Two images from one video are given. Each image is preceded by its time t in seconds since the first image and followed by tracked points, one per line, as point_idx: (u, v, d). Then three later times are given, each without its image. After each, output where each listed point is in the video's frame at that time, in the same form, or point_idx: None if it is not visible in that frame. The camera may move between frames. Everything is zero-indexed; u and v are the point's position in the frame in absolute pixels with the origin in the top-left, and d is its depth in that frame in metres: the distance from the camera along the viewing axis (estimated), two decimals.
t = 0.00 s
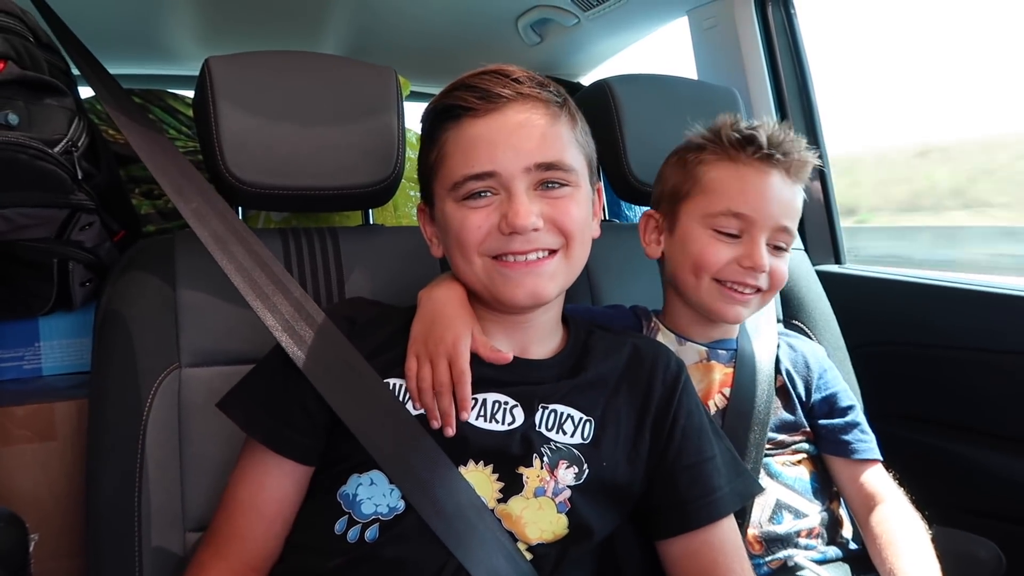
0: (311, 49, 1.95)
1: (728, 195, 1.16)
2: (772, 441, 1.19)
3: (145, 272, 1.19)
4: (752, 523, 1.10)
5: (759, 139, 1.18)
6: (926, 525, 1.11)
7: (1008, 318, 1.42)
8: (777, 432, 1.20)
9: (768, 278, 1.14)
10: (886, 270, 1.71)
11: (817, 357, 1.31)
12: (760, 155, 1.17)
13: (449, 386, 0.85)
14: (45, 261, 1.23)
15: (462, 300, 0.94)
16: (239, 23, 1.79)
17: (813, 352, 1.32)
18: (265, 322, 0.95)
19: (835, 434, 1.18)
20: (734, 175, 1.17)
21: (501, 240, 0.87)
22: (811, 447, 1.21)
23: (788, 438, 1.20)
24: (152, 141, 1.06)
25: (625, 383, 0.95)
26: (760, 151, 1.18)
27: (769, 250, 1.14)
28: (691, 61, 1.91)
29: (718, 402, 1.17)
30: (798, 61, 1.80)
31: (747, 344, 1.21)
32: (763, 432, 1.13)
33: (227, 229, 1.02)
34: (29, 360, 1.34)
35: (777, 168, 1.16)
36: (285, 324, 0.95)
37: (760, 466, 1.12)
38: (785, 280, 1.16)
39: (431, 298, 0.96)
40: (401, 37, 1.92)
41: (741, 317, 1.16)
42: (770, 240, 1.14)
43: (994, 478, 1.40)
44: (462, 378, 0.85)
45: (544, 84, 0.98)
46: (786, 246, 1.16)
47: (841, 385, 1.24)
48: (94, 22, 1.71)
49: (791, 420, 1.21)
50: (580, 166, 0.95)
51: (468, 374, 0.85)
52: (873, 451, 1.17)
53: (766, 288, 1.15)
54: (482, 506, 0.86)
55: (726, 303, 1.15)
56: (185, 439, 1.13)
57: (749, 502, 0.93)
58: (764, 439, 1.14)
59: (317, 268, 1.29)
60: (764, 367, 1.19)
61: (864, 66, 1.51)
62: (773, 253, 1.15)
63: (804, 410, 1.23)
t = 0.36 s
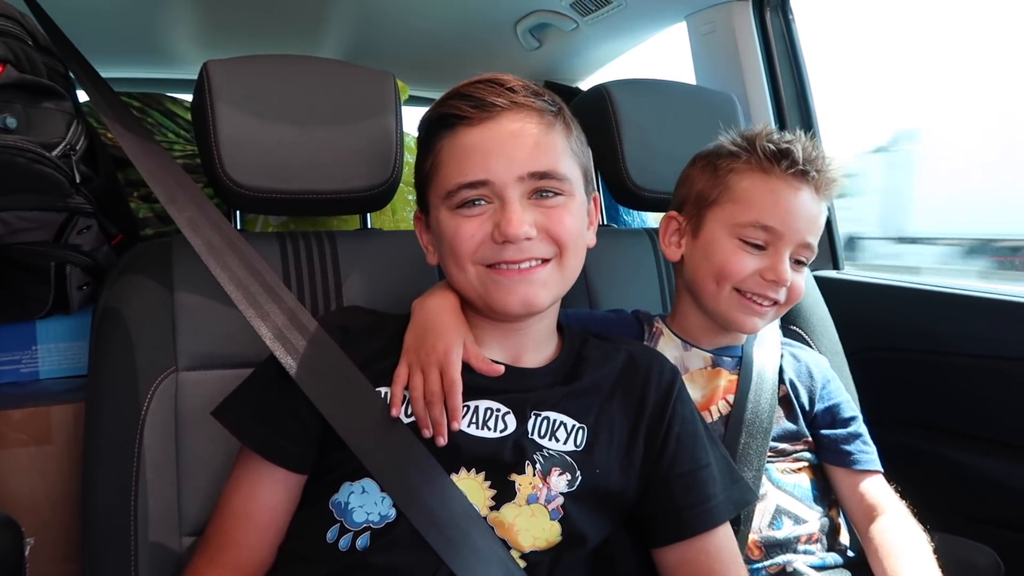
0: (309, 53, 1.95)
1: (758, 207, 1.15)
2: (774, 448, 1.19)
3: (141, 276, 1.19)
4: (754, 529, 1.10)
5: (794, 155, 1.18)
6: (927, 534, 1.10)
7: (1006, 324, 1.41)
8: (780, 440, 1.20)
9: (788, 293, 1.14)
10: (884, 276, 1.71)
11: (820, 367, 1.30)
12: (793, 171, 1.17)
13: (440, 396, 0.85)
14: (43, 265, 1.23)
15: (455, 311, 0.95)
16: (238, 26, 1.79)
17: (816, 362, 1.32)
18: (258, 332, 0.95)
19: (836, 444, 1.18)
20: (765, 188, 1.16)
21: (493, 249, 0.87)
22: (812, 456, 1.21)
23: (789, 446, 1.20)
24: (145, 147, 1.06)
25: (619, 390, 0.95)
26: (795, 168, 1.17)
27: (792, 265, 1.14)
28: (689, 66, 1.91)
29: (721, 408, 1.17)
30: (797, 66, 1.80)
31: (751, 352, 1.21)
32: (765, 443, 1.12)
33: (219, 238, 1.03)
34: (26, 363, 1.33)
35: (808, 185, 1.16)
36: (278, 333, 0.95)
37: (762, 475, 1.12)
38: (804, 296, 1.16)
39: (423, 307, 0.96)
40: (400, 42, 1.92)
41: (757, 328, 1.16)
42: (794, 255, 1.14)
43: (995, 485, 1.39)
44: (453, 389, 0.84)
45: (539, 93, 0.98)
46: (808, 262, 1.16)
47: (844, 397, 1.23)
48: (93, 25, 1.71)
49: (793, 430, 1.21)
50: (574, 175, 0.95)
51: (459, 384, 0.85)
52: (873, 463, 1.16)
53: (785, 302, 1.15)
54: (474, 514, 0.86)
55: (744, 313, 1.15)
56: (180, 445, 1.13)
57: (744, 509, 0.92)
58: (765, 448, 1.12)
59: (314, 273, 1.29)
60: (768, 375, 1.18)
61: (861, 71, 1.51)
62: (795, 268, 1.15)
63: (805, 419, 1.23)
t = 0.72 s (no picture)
0: (306, 53, 1.95)
1: (747, 208, 1.16)
2: (773, 442, 1.19)
3: (136, 275, 1.18)
4: (756, 520, 1.09)
5: (781, 155, 1.18)
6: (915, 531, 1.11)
7: (999, 328, 1.42)
8: (779, 434, 1.20)
9: (780, 292, 1.15)
10: (877, 279, 1.72)
11: (815, 368, 1.32)
12: (781, 171, 1.18)
13: (444, 387, 0.86)
14: (36, 262, 1.22)
15: (457, 305, 0.94)
16: (234, 25, 1.78)
17: (809, 361, 1.33)
18: (255, 329, 0.95)
19: (829, 439, 1.19)
20: (754, 189, 1.17)
21: (498, 248, 0.87)
22: (810, 451, 1.21)
23: (788, 441, 1.20)
24: (140, 142, 1.06)
25: (615, 391, 0.95)
26: (783, 168, 1.18)
27: (783, 263, 1.15)
28: (685, 70, 1.92)
29: (723, 401, 1.17)
30: (792, 71, 1.81)
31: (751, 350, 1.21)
32: (762, 446, 1.12)
33: (219, 234, 1.02)
34: (18, 361, 1.33)
35: (796, 185, 1.17)
36: (275, 330, 0.94)
37: (762, 471, 1.12)
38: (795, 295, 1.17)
39: (425, 301, 0.96)
40: (397, 42, 1.92)
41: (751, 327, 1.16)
42: (785, 254, 1.15)
43: (987, 488, 1.40)
44: (456, 379, 0.85)
45: (548, 95, 0.99)
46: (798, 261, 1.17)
47: (837, 396, 1.26)
48: (88, 23, 1.71)
49: (791, 424, 1.21)
50: (580, 179, 0.95)
51: (463, 375, 0.86)
52: (863, 458, 1.17)
53: (777, 301, 1.16)
54: (470, 513, 0.86)
55: (736, 313, 1.16)
56: (174, 443, 1.12)
57: (738, 512, 0.93)
58: (764, 455, 1.12)
59: (310, 272, 1.29)
60: (765, 384, 1.18)
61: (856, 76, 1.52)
62: (786, 267, 1.16)
63: (802, 415, 1.24)
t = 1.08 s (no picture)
0: (299, 51, 1.95)
1: (726, 202, 1.17)
2: (764, 439, 1.19)
3: (126, 272, 1.18)
4: (746, 519, 1.09)
5: (754, 149, 1.20)
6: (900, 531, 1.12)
7: (988, 331, 1.43)
8: (770, 431, 1.20)
9: (763, 285, 1.16)
10: (868, 281, 1.73)
11: (808, 366, 1.32)
12: (756, 164, 1.19)
13: (432, 392, 0.86)
14: (25, 258, 1.22)
15: (449, 309, 0.94)
16: (227, 22, 1.78)
17: (803, 361, 1.33)
18: (247, 329, 0.95)
19: (820, 437, 1.19)
20: (731, 183, 1.18)
21: (493, 246, 0.87)
22: (800, 449, 1.21)
23: (779, 438, 1.20)
24: (132, 140, 1.05)
25: (607, 391, 0.95)
26: (756, 160, 1.19)
27: (764, 256, 1.16)
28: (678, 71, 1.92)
29: (715, 395, 1.17)
30: (785, 72, 1.82)
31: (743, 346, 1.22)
32: (753, 443, 1.12)
33: (211, 233, 1.02)
34: (6, 357, 1.32)
35: (771, 177, 1.18)
36: (268, 331, 0.94)
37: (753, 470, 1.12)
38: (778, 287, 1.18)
39: (415, 304, 0.95)
40: (391, 40, 1.92)
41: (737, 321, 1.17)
42: (765, 246, 1.16)
43: (974, 489, 1.41)
44: (445, 385, 0.85)
45: (544, 96, 0.99)
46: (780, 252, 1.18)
47: (830, 394, 1.26)
48: (80, 19, 1.70)
49: (782, 421, 1.21)
50: (575, 179, 0.96)
51: (451, 380, 0.86)
52: (853, 457, 1.18)
53: (762, 294, 1.16)
54: (461, 513, 0.86)
55: (721, 308, 1.16)
56: (164, 441, 1.12)
57: (730, 512, 0.93)
58: (754, 455, 1.12)
59: (302, 271, 1.28)
60: (757, 381, 1.18)
61: (847, 79, 1.53)
62: (768, 259, 1.17)
63: (794, 412, 1.24)
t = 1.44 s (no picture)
0: (288, 44, 1.93)
1: (698, 202, 1.17)
2: (756, 432, 1.19)
3: (113, 266, 1.16)
4: (737, 513, 1.10)
5: (725, 144, 1.18)
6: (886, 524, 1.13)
7: (975, 328, 1.44)
8: (760, 424, 1.20)
9: (740, 282, 1.15)
10: (856, 278, 1.73)
11: (800, 356, 1.32)
12: (728, 159, 1.17)
13: (409, 394, 0.84)
14: (9, 252, 1.20)
15: (431, 312, 0.94)
16: (215, 14, 1.76)
17: (795, 351, 1.33)
18: (230, 327, 0.94)
19: (813, 428, 1.19)
20: (702, 181, 1.17)
21: (476, 246, 0.86)
22: (790, 442, 1.21)
23: (769, 431, 1.20)
24: (115, 137, 1.04)
25: (594, 388, 0.95)
26: (728, 156, 1.18)
27: (740, 253, 1.15)
28: (669, 66, 1.92)
29: (704, 389, 1.17)
30: (775, 69, 1.82)
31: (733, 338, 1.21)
32: (744, 435, 1.12)
33: (193, 231, 1.01)
34: None
35: (744, 173, 1.17)
36: (252, 330, 0.93)
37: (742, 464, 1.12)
38: (757, 282, 1.17)
39: (397, 305, 0.95)
40: (381, 34, 1.90)
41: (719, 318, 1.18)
42: (741, 243, 1.15)
43: (961, 484, 1.42)
44: (422, 387, 0.84)
45: (526, 92, 0.98)
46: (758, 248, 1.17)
47: (822, 383, 1.26)
48: (64, 10, 1.67)
49: (773, 413, 1.21)
50: (558, 176, 0.95)
51: (429, 383, 0.84)
52: (848, 446, 1.18)
53: (740, 291, 1.16)
54: (448, 511, 0.86)
55: (700, 307, 1.17)
56: (150, 438, 1.11)
57: (717, 507, 0.93)
58: (744, 446, 1.12)
59: (291, 267, 1.27)
60: (748, 372, 1.19)
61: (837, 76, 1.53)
62: (744, 256, 1.16)
63: (785, 403, 1.24)
